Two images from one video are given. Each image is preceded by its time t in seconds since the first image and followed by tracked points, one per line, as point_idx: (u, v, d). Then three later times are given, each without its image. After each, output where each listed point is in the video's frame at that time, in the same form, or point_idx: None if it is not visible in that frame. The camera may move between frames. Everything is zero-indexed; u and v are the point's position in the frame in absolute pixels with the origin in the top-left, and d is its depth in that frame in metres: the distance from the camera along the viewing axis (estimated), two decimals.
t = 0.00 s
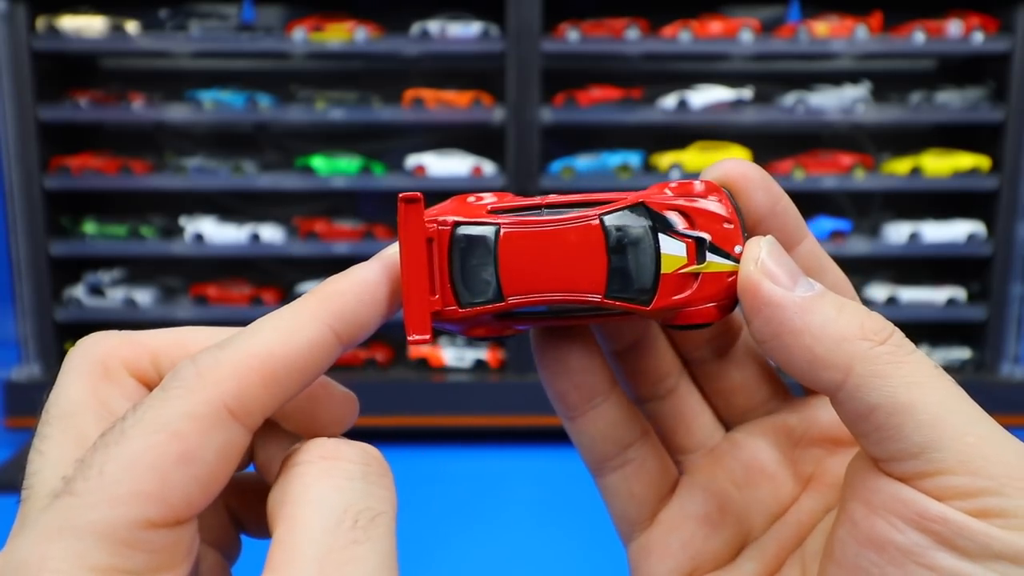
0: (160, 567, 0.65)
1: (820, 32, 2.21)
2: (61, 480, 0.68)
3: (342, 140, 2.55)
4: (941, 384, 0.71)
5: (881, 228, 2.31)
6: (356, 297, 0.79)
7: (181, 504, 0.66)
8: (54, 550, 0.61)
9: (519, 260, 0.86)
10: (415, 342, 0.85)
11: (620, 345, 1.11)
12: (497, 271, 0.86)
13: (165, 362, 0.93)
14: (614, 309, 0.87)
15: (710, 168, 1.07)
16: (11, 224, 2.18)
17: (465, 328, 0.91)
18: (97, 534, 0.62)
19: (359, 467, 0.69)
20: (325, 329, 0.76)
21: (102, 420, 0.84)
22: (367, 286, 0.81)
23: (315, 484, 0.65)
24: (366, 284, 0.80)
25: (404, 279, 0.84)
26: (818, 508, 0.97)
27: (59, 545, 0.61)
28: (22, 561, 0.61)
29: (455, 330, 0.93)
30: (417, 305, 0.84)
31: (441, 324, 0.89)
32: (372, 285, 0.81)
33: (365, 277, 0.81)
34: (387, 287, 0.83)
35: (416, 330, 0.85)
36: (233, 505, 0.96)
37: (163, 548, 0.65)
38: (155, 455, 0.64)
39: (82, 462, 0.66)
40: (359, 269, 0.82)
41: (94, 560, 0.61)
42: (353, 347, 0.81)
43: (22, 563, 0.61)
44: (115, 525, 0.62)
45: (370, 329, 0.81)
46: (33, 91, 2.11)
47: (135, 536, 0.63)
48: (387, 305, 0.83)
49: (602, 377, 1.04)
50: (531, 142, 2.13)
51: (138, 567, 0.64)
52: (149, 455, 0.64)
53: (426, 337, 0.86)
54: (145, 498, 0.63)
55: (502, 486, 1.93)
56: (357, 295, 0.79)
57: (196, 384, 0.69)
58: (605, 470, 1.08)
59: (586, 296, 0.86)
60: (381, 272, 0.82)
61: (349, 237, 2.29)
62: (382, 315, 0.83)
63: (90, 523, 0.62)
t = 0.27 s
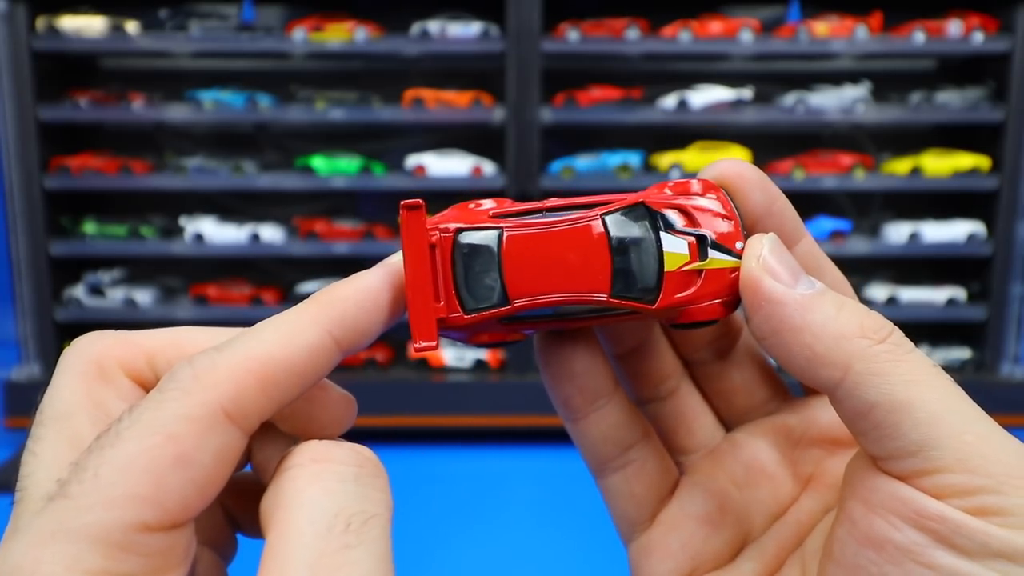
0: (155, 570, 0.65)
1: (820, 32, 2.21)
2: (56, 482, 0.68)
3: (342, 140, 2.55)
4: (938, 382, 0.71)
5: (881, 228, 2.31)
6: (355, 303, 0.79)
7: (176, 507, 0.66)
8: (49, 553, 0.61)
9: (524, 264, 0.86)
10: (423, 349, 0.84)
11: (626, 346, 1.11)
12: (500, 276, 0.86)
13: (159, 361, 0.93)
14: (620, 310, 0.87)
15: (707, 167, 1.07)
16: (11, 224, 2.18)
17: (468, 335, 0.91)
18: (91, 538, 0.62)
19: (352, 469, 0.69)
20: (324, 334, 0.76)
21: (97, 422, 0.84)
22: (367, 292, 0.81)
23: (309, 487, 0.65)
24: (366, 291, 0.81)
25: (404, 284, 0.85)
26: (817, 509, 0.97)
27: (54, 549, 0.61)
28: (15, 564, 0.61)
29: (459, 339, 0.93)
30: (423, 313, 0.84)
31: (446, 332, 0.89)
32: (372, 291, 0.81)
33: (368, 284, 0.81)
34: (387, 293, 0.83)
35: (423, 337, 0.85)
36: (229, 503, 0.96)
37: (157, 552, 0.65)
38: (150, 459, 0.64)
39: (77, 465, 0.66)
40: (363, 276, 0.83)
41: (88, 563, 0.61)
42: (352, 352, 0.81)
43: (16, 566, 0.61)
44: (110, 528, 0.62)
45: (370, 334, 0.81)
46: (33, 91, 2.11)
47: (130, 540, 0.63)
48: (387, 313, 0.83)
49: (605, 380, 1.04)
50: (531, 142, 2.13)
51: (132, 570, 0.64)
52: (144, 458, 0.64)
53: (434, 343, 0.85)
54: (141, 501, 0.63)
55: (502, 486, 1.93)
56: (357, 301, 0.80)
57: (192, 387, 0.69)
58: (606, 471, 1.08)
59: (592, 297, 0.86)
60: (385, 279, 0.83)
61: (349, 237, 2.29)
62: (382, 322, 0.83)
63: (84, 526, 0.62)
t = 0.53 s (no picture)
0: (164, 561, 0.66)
1: (820, 32, 2.21)
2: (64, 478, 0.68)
3: (342, 140, 2.55)
4: (944, 385, 0.71)
5: (881, 228, 2.31)
6: (352, 296, 0.80)
7: (183, 501, 0.66)
8: (58, 547, 0.61)
9: (512, 260, 0.85)
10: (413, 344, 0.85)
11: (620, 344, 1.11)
12: (490, 272, 0.86)
13: (171, 361, 0.93)
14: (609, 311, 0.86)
15: (710, 167, 1.07)
16: (11, 224, 2.18)
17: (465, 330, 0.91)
18: (100, 531, 0.62)
19: (355, 470, 0.69)
20: (323, 327, 0.77)
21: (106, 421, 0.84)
22: (363, 286, 0.82)
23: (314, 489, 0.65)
24: (362, 284, 0.82)
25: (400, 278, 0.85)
26: (817, 507, 0.97)
27: (63, 543, 0.61)
28: (25, 558, 0.61)
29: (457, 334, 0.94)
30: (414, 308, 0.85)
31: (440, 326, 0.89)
32: (369, 285, 0.82)
33: (363, 277, 0.82)
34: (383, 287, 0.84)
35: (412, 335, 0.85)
36: (236, 504, 0.96)
37: (166, 543, 0.66)
38: (156, 453, 0.65)
39: (84, 461, 0.66)
40: (357, 269, 0.84)
41: (98, 556, 0.62)
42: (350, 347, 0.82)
43: (26, 560, 0.61)
44: (118, 521, 0.62)
45: (367, 328, 0.82)
46: (33, 91, 2.11)
47: (138, 532, 0.64)
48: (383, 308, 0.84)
49: (598, 376, 1.05)
50: (531, 142, 2.13)
51: (142, 563, 0.64)
52: (150, 452, 0.65)
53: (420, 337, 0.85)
54: (148, 494, 0.64)
55: (502, 486, 1.93)
56: (354, 294, 0.81)
57: (195, 381, 0.69)
58: (601, 468, 1.08)
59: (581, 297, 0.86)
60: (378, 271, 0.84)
61: (349, 237, 2.29)
62: (378, 315, 0.84)
63: (93, 520, 0.62)
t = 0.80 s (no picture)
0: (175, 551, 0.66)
1: (820, 32, 2.21)
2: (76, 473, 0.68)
3: (343, 140, 2.55)
4: (955, 388, 0.71)
5: (881, 228, 2.31)
6: (353, 290, 0.81)
7: (193, 491, 0.66)
8: (70, 536, 0.61)
9: (497, 256, 0.86)
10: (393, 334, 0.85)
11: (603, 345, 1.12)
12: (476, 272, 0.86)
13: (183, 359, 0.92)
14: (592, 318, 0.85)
15: (712, 172, 1.05)
16: (11, 223, 2.18)
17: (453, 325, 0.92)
18: (111, 519, 0.62)
19: (363, 471, 0.68)
20: (326, 320, 0.78)
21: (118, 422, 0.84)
22: (363, 281, 0.83)
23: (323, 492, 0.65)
24: (362, 279, 0.83)
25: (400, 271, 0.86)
26: (812, 505, 0.96)
27: (74, 531, 0.61)
28: (38, 547, 0.60)
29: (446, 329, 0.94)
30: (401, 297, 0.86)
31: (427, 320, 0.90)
32: (369, 280, 0.83)
33: (360, 271, 0.83)
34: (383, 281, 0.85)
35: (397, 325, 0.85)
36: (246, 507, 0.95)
37: (176, 533, 0.66)
38: (166, 443, 0.65)
39: (95, 453, 0.66)
40: (355, 263, 0.85)
41: (110, 543, 0.62)
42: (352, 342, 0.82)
43: (39, 548, 0.60)
44: (130, 510, 0.62)
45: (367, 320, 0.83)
46: (33, 91, 2.11)
47: (150, 520, 0.63)
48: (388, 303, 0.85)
49: (580, 377, 1.07)
50: (531, 142, 2.13)
51: (153, 551, 0.64)
52: (160, 442, 0.65)
53: (405, 330, 0.86)
54: (158, 483, 0.64)
55: (502, 486, 1.92)
56: (354, 288, 0.82)
57: (203, 373, 0.70)
58: (584, 467, 1.10)
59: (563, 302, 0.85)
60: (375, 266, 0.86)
61: (349, 237, 2.29)
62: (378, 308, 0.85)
63: (105, 509, 0.62)
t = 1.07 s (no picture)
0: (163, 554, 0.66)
1: (820, 32, 2.21)
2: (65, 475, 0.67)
3: (343, 140, 2.55)
4: (945, 382, 0.71)
5: (881, 228, 2.31)
6: (354, 297, 0.80)
7: (184, 492, 0.66)
8: (58, 540, 0.60)
9: (504, 259, 0.85)
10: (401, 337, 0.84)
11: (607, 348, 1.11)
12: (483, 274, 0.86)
13: (175, 357, 0.93)
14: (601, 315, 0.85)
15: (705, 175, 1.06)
16: (11, 223, 2.18)
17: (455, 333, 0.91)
18: (101, 521, 0.62)
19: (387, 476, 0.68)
20: (323, 325, 0.78)
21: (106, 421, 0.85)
22: (366, 287, 0.82)
23: (325, 485, 0.66)
24: (365, 285, 0.82)
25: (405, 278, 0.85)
26: (809, 504, 0.96)
27: (62, 535, 0.60)
28: (27, 552, 0.60)
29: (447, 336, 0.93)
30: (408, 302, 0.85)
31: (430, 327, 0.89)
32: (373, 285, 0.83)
33: (364, 277, 0.82)
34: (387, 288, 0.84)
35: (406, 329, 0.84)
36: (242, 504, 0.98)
37: (169, 535, 0.66)
38: (157, 444, 0.66)
39: (85, 456, 0.67)
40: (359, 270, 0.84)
41: (100, 546, 0.61)
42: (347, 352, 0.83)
43: (28, 554, 0.60)
44: (120, 511, 0.62)
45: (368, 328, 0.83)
46: (33, 91, 2.11)
47: (141, 522, 0.63)
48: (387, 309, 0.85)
49: (587, 379, 1.05)
50: (531, 142, 2.13)
51: (144, 554, 0.64)
52: (151, 443, 0.65)
53: (414, 335, 0.85)
54: (148, 483, 0.64)
55: (502, 486, 1.93)
56: (356, 296, 0.80)
57: (195, 375, 0.71)
58: (590, 469, 1.10)
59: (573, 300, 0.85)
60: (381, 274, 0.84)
61: (349, 237, 2.29)
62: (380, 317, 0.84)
63: (94, 512, 0.62)
